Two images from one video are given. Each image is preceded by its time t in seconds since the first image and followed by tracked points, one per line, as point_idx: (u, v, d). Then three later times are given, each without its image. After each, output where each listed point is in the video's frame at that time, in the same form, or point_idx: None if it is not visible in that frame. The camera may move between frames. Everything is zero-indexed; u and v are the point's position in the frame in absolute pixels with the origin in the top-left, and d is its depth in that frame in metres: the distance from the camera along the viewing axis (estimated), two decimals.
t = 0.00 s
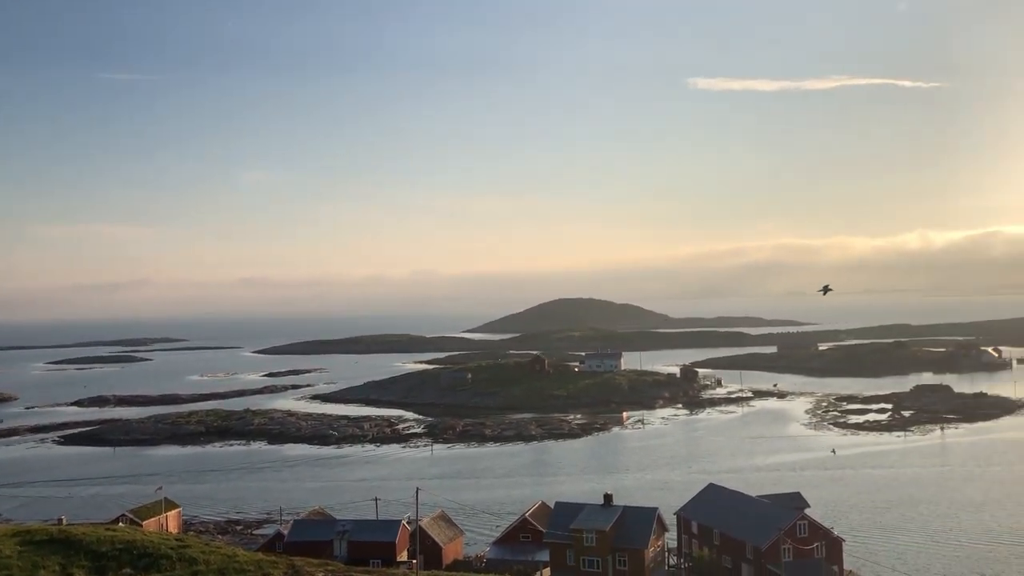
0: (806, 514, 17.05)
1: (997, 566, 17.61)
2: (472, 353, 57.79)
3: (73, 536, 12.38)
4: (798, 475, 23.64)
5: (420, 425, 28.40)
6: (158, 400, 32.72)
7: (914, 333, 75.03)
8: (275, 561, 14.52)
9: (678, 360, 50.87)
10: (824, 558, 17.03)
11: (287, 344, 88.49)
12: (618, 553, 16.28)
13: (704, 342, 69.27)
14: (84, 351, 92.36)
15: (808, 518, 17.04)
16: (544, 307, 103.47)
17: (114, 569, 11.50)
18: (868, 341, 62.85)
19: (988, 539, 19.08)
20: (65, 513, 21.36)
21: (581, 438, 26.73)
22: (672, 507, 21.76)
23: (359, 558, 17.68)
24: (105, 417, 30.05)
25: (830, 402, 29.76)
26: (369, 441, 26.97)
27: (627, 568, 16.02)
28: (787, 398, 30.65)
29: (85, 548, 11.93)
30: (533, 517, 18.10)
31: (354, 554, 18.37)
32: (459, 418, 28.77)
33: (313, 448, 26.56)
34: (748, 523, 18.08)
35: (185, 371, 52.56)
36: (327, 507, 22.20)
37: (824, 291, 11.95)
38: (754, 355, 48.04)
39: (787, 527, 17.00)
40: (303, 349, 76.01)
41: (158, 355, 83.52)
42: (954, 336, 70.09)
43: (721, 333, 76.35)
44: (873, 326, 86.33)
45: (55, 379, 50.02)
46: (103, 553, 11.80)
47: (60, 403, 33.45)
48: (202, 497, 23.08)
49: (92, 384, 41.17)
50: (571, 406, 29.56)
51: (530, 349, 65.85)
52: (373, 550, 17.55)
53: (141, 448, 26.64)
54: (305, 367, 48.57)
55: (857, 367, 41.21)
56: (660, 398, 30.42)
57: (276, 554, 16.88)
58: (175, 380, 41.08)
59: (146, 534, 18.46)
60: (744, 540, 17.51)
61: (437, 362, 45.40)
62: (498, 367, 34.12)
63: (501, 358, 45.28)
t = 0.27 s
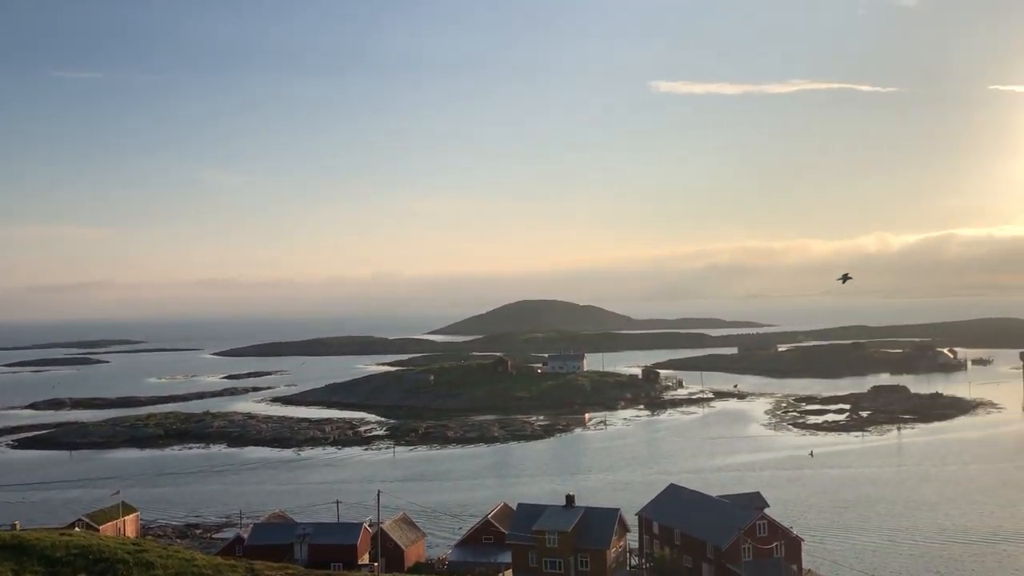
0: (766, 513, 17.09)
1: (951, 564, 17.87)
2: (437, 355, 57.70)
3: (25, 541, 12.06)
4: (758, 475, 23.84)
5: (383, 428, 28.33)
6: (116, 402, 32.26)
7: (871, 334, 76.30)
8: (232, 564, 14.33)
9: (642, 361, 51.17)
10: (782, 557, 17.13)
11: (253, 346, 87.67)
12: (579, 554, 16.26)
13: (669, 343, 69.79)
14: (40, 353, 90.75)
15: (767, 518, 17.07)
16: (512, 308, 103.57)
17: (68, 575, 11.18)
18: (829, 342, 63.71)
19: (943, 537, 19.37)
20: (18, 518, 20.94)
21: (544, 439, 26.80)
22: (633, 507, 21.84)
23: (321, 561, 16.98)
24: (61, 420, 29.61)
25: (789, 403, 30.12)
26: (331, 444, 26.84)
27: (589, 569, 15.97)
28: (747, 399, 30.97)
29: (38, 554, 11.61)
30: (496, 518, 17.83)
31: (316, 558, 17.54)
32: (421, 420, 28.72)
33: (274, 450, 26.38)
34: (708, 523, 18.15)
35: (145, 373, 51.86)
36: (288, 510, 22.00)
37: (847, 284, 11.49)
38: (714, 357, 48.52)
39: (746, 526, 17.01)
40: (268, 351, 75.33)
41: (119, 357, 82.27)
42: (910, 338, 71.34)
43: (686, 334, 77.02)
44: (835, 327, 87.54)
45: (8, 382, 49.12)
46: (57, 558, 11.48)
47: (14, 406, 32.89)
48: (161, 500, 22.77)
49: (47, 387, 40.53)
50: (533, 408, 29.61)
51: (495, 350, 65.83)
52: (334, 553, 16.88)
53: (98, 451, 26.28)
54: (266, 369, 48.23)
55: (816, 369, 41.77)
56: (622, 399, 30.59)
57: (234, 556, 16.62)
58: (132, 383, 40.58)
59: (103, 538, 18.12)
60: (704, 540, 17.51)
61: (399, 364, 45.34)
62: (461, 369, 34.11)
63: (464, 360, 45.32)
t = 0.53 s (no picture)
0: (725, 513, 17.11)
1: (908, 561, 18.11)
2: (399, 357, 57.57)
3: None
4: (719, 476, 24.03)
5: (344, 430, 28.23)
6: (71, 406, 31.77)
7: (829, 336, 77.49)
8: (188, 569, 13.99)
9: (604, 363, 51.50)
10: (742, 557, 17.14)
11: (215, 348, 86.77)
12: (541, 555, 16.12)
13: (634, 343, 70.25)
14: None
15: (727, 517, 17.09)
16: (478, 308, 103.65)
17: None
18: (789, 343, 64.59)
19: (900, 536, 19.61)
20: None
21: (506, 441, 26.84)
22: (595, 508, 21.90)
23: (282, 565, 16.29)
24: (15, 424, 29.11)
25: (749, 404, 30.46)
26: (291, 447, 26.68)
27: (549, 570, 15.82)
28: (708, 400, 31.28)
29: None
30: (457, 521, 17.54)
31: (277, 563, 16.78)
32: (383, 423, 28.67)
33: (234, 454, 26.16)
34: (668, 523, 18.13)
35: (101, 376, 51.11)
36: (248, 514, 21.77)
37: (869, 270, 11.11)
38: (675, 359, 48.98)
39: (706, 526, 17.01)
40: (229, 353, 74.58)
41: (76, 359, 80.81)
42: (866, 340, 72.54)
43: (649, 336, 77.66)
44: (793, 329, 88.80)
45: None
46: (9, 565, 11.12)
47: None
48: (118, 505, 22.44)
49: None
50: (496, 410, 29.68)
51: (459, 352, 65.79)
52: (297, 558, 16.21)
53: (53, 456, 25.87)
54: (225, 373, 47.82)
55: (775, 371, 42.32)
56: (585, 400, 30.77)
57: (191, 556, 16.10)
58: (88, 386, 40.02)
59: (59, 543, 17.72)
60: (664, 540, 17.45)
61: (360, 367, 45.21)
62: (424, 371, 34.09)
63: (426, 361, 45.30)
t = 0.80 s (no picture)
0: (684, 513, 17.17)
1: (863, 555, 18.29)
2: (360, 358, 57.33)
3: None
4: (678, 475, 24.17)
5: (303, 432, 28.11)
6: (24, 409, 31.23)
7: (787, 335, 78.55)
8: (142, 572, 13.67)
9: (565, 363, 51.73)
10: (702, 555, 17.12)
11: (175, 349, 85.70)
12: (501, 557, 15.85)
13: (598, 343, 70.65)
14: None
15: (686, 517, 17.15)
16: (443, 308, 103.64)
17: None
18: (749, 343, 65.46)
19: (855, 532, 19.82)
20: None
21: (467, 442, 26.84)
22: (555, 508, 21.92)
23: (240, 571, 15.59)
24: None
25: (708, 403, 30.78)
26: (249, 449, 26.51)
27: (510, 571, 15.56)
28: (667, 400, 31.58)
29: None
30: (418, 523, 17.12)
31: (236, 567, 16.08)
32: (343, 425, 28.59)
33: (191, 456, 25.93)
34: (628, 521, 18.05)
35: (55, 378, 50.29)
36: (206, 517, 21.54)
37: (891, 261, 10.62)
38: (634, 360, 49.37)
39: (666, 525, 17.04)
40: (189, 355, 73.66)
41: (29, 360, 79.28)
42: (823, 339, 73.66)
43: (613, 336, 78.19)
44: (752, 329, 89.89)
45: None
46: None
47: None
48: (72, 509, 22.08)
49: None
50: (457, 410, 29.72)
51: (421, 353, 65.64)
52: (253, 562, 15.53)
53: (5, 460, 25.42)
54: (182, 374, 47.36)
55: (734, 372, 42.87)
56: (546, 401, 30.94)
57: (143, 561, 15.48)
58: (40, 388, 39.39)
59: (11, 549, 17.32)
60: (624, 539, 17.43)
61: (319, 368, 45.02)
62: (385, 373, 34.04)
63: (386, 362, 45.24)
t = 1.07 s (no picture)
0: (641, 509, 16.32)
1: (816, 548, 18.09)
2: (319, 356, 57.13)
3: None
4: (633, 469, 24.32)
5: (258, 432, 28.02)
6: None
7: (740, 332, 79.79)
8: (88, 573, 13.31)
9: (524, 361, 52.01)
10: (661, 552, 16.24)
11: (127, 348, 84.41)
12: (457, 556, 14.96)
13: (559, 340, 71.15)
14: None
15: (643, 513, 16.31)
16: (406, 305, 103.72)
17: None
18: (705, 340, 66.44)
19: (809, 523, 19.80)
20: None
21: (424, 440, 26.86)
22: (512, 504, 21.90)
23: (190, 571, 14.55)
24: None
25: (663, 399, 31.40)
26: (203, 449, 26.31)
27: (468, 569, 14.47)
28: (622, 397, 32.14)
29: None
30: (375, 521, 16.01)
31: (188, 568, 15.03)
32: (298, 424, 28.56)
33: (143, 456, 25.65)
34: (587, 517, 17.19)
35: (7, 378, 49.49)
36: (159, 518, 21.21)
37: (914, 255, 9.35)
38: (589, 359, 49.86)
39: (622, 522, 16.20)
40: (147, 354, 72.80)
41: None
42: (775, 335, 74.95)
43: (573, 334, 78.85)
44: (707, 326, 91.07)
45: None
46: None
47: None
48: (21, 511, 21.62)
49: None
50: (414, 409, 29.87)
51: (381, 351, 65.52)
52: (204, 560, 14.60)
53: None
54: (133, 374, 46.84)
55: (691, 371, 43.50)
56: (503, 398, 31.25)
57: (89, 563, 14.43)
58: None
59: None
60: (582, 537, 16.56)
61: (273, 367, 44.84)
62: (343, 372, 34.01)
63: (341, 361, 45.16)
